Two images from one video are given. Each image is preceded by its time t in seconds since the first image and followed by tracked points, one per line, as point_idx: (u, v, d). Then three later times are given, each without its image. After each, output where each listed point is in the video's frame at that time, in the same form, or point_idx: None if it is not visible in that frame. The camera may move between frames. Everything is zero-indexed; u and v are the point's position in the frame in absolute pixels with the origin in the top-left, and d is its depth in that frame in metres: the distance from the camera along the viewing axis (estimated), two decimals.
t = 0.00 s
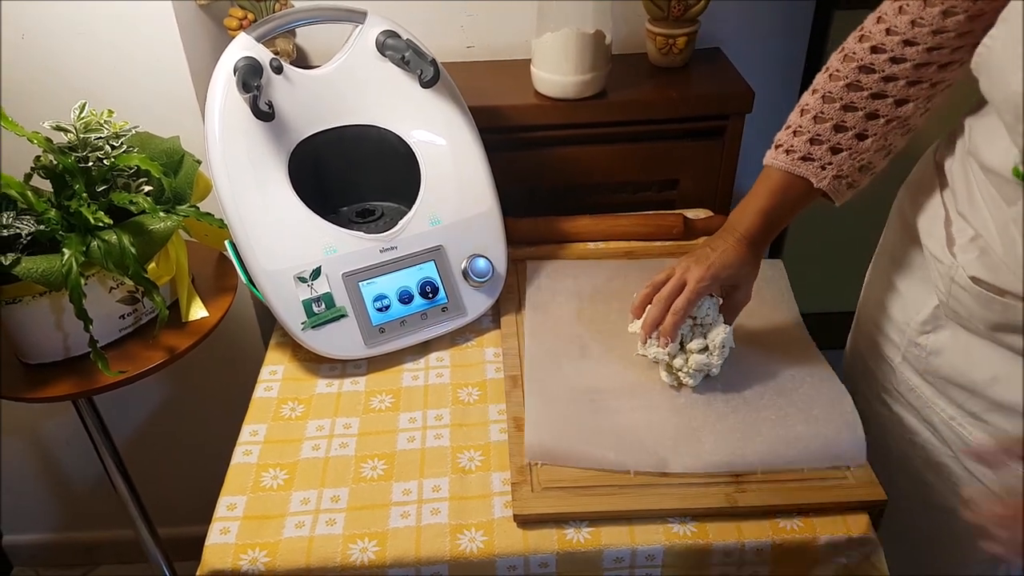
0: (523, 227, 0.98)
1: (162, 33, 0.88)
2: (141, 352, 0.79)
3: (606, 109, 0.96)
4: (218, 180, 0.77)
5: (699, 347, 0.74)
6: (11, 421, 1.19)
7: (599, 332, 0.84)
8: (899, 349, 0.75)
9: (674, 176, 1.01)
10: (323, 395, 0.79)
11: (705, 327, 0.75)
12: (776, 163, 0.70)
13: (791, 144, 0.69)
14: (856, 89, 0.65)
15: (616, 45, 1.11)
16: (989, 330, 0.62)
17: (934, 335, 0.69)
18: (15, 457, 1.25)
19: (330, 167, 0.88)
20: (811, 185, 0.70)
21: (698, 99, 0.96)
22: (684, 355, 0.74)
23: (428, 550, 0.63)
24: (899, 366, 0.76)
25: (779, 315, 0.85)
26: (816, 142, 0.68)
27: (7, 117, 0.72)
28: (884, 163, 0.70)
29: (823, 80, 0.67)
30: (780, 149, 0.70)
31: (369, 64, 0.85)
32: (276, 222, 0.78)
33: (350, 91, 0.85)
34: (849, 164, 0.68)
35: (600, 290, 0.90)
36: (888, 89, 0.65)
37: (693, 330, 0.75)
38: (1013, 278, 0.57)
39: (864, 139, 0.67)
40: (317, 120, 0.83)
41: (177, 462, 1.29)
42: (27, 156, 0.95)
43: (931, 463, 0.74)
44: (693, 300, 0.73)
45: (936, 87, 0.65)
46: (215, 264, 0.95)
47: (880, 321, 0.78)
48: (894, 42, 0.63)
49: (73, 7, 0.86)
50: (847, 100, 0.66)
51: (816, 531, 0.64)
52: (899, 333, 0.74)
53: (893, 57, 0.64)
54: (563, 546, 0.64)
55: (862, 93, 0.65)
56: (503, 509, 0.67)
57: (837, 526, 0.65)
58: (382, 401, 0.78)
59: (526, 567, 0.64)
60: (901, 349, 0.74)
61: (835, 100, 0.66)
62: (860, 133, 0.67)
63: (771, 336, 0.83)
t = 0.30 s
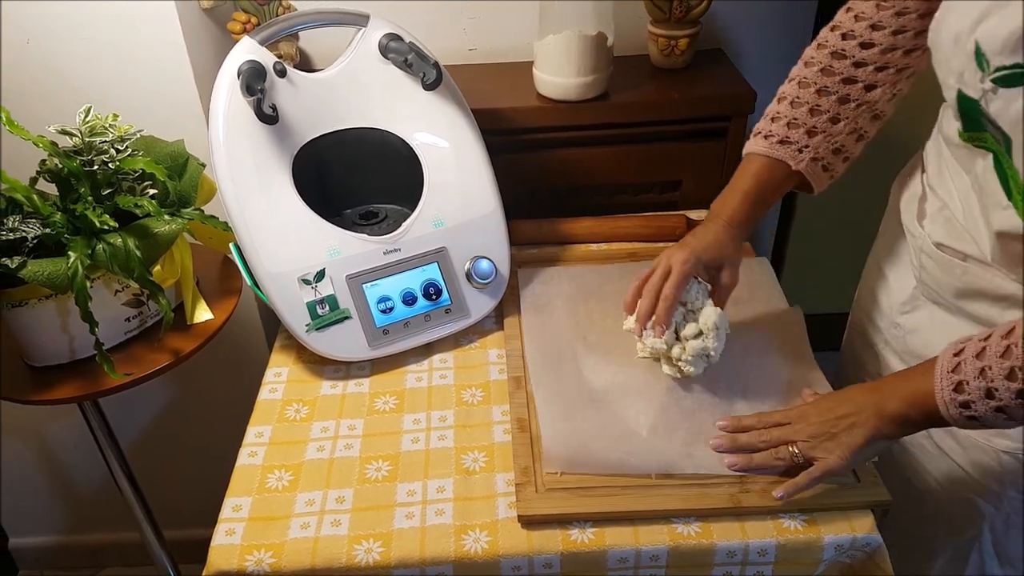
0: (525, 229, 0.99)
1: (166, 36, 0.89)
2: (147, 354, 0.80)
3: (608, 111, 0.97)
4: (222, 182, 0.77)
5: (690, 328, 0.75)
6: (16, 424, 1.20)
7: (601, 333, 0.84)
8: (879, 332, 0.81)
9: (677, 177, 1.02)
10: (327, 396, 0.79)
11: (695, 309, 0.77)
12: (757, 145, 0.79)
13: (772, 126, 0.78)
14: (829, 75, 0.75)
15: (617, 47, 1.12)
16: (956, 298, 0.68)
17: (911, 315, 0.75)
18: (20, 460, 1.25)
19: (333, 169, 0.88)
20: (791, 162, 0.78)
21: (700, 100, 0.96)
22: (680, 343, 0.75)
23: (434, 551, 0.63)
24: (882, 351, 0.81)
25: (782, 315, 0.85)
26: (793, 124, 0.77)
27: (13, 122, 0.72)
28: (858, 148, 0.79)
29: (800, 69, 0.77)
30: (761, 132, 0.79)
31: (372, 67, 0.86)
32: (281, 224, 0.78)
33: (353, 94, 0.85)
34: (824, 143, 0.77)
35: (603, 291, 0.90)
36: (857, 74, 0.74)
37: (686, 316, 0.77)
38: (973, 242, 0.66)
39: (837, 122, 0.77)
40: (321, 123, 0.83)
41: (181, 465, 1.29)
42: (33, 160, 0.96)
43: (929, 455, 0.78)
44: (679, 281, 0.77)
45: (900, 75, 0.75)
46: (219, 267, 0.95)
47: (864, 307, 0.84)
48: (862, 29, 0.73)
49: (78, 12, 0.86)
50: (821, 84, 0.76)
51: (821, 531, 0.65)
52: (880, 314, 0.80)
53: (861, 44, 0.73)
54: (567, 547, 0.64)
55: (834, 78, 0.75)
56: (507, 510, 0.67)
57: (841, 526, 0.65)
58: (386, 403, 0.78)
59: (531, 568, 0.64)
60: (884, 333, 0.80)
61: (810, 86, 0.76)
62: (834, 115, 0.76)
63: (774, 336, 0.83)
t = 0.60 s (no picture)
0: (529, 231, 0.99)
1: (170, 40, 0.89)
2: (151, 357, 0.80)
3: (611, 113, 0.97)
4: (226, 186, 0.77)
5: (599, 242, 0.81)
6: (19, 427, 1.20)
7: (605, 336, 0.84)
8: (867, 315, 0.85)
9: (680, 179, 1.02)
10: (330, 399, 0.79)
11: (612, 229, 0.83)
12: (716, 105, 0.87)
13: (731, 89, 0.86)
14: (787, 49, 0.83)
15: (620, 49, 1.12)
16: (933, 279, 0.74)
17: (895, 299, 0.79)
18: (24, 463, 1.25)
19: (336, 173, 0.89)
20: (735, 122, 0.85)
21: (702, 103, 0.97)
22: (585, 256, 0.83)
23: (437, 553, 0.63)
24: (868, 333, 0.85)
25: (776, 312, 0.86)
26: (748, 87, 0.84)
27: (17, 126, 0.73)
28: (805, 125, 0.85)
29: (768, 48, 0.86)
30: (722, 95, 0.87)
31: (375, 70, 0.86)
32: (285, 227, 0.79)
33: (356, 98, 0.85)
34: (768, 106, 0.84)
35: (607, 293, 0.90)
36: (812, 52, 0.82)
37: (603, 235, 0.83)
38: (944, 223, 0.72)
39: (786, 90, 0.83)
40: (324, 126, 0.84)
41: (185, 468, 1.29)
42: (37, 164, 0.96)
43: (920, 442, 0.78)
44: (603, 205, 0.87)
45: (852, 61, 0.82)
46: (223, 270, 0.95)
47: (854, 295, 0.89)
48: (820, 14, 0.81)
49: (82, 16, 0.87)
50: (779, 56, 0.83)
51: (825, 533, 0.64)
52: (869, 296, 0.85)
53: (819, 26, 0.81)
54: (571, 549, 0.64)
55: (791, 52, 0.83)
56: (511, 513, 0.67)
57: (845, 528, 0.65)
58: (390, 406, 0.78)
59: (535, 571, 0.64)
60: (870, 316, 0.84)
61: (770, 57, 0.84)
62: (785, 85, 0.83)
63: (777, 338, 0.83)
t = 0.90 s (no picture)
0: (531, 234, 0.99)
1: (171, 43, 0.89)
2: (153, 361, 0.80)
3: (613, 115, 0.97)
4: (227, 189, 0.77)
5: (654, 286, 0.77)
6: (21, 430, 1.20)
7: (607, 339, 0.84)
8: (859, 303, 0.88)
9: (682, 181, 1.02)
10: (333, 402, 0.79)
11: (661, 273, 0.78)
12: (743, 114, 0.85)
13: (755, 97, 0.85)
14: (805, 53, 0.82)
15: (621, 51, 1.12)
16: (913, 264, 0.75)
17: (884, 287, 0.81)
18: (26, 467, 1.25)
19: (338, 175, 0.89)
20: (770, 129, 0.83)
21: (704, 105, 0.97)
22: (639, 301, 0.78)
23: (440, 557, 0.63)
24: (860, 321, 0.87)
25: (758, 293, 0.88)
26: (775, 95, 0.83)
27: (18, 129, 0.72)
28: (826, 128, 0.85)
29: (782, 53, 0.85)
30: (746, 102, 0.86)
31: (377, 73, 0.86)
32: (287, 230, 0.78)
33: (358, 100, 0.85)
34: (800, 112, 0.83)
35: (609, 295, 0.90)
36: (829, 56, 0.82)
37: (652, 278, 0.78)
38: (921, 208, 0.73)
39: (814, 95, 0.83)
40: (325, 129, 0.84)
41: (187, 471, 1.29)
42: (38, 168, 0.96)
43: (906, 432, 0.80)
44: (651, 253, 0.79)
45: (868, 61, 0.83)
46: (225, 273, 0.95)
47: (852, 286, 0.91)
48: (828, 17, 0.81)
49: (83, 20, 0.87)
50: (799, 61, 0.83)
51: (828, 535, 0.64)
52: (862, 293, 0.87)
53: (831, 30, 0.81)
54: (574, 552, 0.64)
55: (809, 56, 0.82)
56: (513, 516, 0.67)
57: (848, 530, 0.65)
58: (392, 408, 0.78)
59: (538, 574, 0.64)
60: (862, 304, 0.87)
61: (790, 63, 0.83)
62: (810, 90, 0.83)
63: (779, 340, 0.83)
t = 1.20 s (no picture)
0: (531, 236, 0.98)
1: (170, 46, 0.89)
2: (153, 364, 0.80)
3: (613, 116, 0.97)
4: (227, 191, 0.77)
5: (666, 357, 0.75)
6: (20, 433, 1.20)
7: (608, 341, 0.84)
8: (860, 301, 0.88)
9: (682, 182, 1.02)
10: (333, 405, 0.79)
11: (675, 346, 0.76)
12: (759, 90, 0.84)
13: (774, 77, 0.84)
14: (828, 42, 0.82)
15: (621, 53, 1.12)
16: (908, 264, 0.75)
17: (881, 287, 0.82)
18: (25, 470, 1.25)
19: (338, 177, 0.88)
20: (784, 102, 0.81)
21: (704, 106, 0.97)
22: (650, 371, 0.76)
23: (442, 559, 0.63)
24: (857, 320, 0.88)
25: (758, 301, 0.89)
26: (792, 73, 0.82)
27: (18, 132, 0.72)
28: (850, 121, 0.83)
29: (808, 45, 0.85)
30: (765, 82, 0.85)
31: (378, 76, 0.86)
32: (287, 232, 0.78)
33: (358, 102, 0.85)
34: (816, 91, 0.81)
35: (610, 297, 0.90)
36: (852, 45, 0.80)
37: (664, 349, 0.76)
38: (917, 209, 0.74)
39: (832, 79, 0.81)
40: (326, 132, 0.83)
41: (186, 474, 1.29)
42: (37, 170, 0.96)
43: (897, 428, 0.82)
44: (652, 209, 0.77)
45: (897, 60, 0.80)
46: (225, 276, 0.95)
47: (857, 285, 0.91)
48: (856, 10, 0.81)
49: (82, 22, 0.87)
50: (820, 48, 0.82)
51: (829, 536, 0.64)
52: (861, 292, 0.88)
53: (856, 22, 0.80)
54: (576, 555, 0.63)
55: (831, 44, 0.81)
56: (515, 518, 0.66)
57: (849, 531, 0.65)
58: (393, 411, 0.78)
59: None
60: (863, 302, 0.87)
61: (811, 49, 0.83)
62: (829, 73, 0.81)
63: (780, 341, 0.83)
